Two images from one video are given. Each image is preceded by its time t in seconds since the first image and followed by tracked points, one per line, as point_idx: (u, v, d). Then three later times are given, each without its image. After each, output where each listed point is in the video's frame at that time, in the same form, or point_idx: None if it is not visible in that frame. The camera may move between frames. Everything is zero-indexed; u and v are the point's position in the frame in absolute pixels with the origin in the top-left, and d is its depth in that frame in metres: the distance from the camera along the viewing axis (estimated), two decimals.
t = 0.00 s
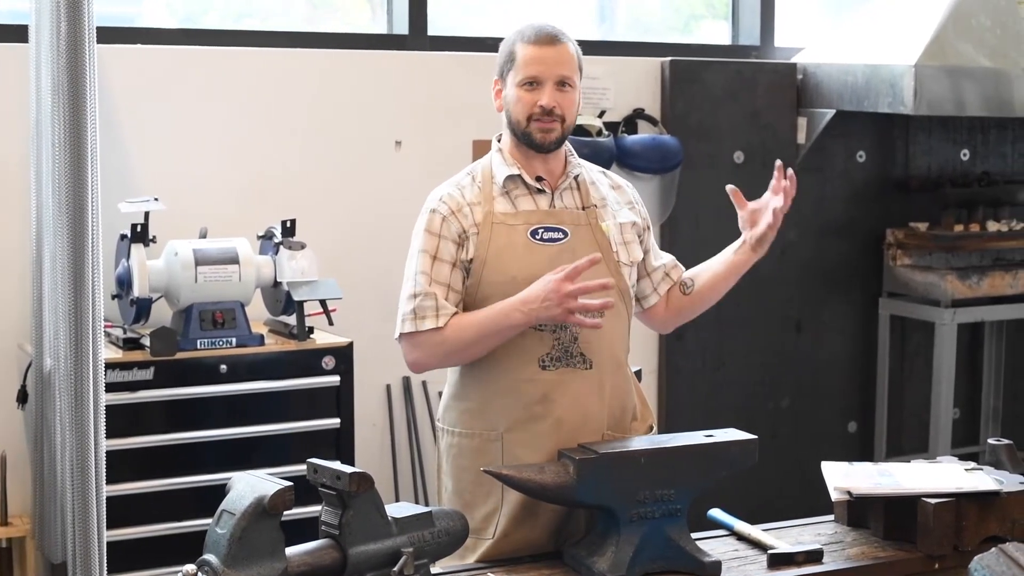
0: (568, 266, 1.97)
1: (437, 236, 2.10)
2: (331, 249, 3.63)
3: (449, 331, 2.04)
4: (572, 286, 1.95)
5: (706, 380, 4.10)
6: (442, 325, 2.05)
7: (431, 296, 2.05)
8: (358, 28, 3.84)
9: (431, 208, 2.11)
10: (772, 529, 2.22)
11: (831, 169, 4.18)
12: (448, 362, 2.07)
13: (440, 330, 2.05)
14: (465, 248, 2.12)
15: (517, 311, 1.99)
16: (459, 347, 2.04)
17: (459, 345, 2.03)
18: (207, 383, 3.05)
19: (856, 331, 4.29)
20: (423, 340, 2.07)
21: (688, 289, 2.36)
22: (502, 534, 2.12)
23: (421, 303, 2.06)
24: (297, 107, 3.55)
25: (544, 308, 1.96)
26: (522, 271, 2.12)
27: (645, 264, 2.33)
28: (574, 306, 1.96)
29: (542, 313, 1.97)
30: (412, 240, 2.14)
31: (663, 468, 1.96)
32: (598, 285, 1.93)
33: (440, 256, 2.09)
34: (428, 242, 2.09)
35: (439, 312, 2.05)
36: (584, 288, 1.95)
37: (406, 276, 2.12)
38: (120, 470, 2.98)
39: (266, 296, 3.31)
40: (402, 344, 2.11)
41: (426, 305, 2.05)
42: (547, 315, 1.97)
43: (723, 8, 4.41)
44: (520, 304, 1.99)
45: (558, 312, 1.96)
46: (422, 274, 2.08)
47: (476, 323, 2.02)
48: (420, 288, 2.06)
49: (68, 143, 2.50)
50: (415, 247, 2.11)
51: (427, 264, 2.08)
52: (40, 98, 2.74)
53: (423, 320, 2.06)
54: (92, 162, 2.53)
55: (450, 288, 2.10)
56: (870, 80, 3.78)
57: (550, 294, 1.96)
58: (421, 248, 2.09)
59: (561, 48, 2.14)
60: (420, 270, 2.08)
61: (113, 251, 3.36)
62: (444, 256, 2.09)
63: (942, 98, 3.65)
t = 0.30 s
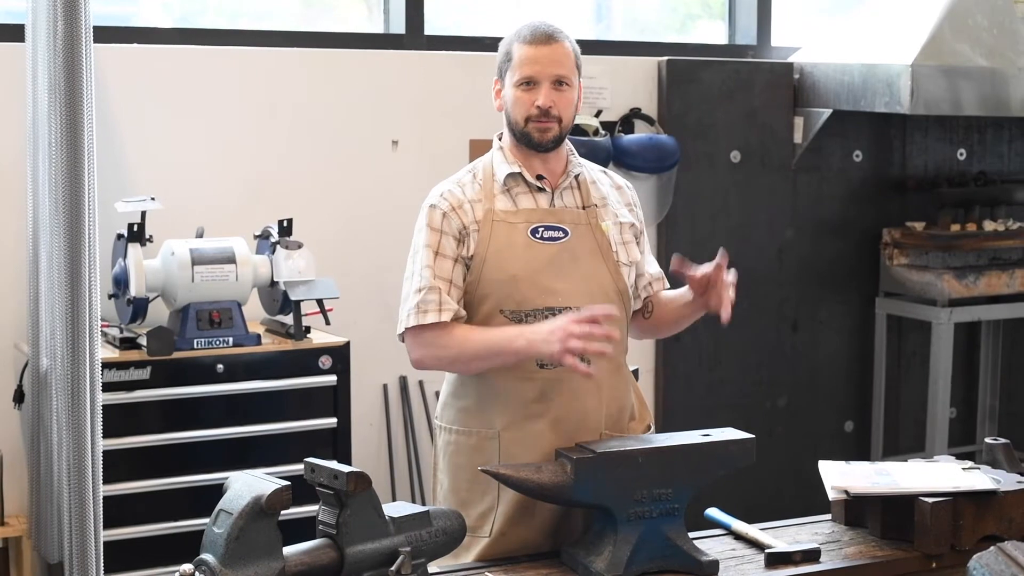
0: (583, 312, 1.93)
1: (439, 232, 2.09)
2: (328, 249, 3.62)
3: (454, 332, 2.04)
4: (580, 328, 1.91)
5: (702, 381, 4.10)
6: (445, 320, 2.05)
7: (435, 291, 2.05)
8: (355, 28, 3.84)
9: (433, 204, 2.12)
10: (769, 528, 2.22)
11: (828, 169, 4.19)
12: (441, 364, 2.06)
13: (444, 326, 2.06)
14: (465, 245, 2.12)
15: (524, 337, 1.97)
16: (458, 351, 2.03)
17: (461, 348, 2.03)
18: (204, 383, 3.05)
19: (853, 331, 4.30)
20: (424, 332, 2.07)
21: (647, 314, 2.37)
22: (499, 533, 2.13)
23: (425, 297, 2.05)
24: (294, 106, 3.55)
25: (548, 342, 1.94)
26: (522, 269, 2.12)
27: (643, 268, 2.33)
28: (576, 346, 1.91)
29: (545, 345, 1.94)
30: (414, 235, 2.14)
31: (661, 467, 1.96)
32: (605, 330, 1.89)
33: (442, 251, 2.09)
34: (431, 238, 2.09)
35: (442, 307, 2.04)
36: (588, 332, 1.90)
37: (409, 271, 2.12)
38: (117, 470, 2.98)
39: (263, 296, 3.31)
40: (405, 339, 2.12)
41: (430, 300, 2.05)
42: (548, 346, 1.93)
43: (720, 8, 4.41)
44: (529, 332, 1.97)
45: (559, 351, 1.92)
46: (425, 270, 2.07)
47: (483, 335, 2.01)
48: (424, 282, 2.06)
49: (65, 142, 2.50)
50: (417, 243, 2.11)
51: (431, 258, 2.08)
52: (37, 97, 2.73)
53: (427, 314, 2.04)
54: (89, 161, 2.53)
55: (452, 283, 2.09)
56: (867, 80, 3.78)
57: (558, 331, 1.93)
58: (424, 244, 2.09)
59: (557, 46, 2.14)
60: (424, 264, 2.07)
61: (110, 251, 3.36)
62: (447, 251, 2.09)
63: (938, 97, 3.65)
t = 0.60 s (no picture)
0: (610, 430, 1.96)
1: (439, 233, 2.10)
2: (324, 249, 3.62)
3: (474, 365, 2.06)
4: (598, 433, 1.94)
5: (699, 381, 4.11)
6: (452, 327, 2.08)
7: (438, 296, 2.07)
8: (352, 28, 3.84)
9: (431, 205, 2.12)
10: (767, 528, 2.22)
11: (825, 169, 4.19)
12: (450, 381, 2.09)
13: (461, 346, 2.09)
14: (464, 246, 2.12)
15: (547, 413, 2.00)
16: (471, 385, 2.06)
17: (477, 384, 2.05)
18: (201, 383, 3.05)
19: (849, 331, 4.30)
20: (440, 340, 2.09)
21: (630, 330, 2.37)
22: (497, 533, 2.13)
23: (427, 301, 2.07)
24: (291, 106, 3.55)
25: (567, 428, 1.97)
26: (519, 270, 2.11)
27: (639, 268, 2.34)
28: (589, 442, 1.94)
29: (562, 429, 1.97)
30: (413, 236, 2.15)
31: (657, 468, 1.97)
32: (618, 450, 1.93)
33: (444, 252, 2.10)
34: (432, 239, 2.10)
35: (443, 312, 2.07)
36: (601, 444, 1.93)
37: (408, 271, 2.13)
38: (113, 470, 2.97)
39: (260, 296, 3.31)
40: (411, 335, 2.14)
41: (432, 303, 2.07)
42: (563, 431, 1.97)
43: (716, 8, 4.41)
44: (551, 410, 2.01)
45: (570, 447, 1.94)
46: (426, 272, 2.08)
47: (502, 386, 2.04)
48: (427, 285, 2.08)
49: (62, 142, 2.50)
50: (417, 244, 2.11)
51: (433, 260, 2.09)
52: (34, 97, 2.73)
53: (428, 318, 2.07)
54: (87, 161, 2.53)
55: (457, 284, 2.10)
56: (863, 80, 3.79)
57: (581, 427, 1.96)
58: (425, 246, 2.09)
59: (557, 43, 2.15)
60: (426, 267, 2.08)
61: (107, 251, 3.36)
62: (448, 252, 2.10)
63: (935, 97, 3.66)
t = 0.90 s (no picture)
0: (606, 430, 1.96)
1: (433, 235, 2.10)
2: (321, 249, 3.62)
3: (469, 366, 2.06)
4: (593, 433, 1.94)
5: (695, 381, 4.11)
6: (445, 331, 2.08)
7: (430, 298, 2.07)
8: (349, 28, 3.84)
9: (425, 207, 2.12)
10: (763, 528, 2.22)
11: (821, 169, 4.19)
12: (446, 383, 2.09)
13: (456, 348, 2.09)
14: (459, 247, 2.12)
15: (542, 414, 2.01)
16: (467, 387, 2.06)
17: (472, 386, 2.05)
18: (198, 384, 3.05)
19: (846, 331, 4.30)
20: (435, 343, 2.09)
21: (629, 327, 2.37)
22: (493, 534, 2.13)
23: (418, 303, 2.08)
24: (287, 106, 3.55)
25: (563, 428, 1.97)
26: (515, 270, 2.11)
27: (635, 266, 2.34)
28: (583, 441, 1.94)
29: (558, 429, 1.98)
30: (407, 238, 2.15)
31: (653, 468, 1.96)
32: (614, 449, 1.93)
33: (438, 255, 2.10)
34: (425, 241, 2.10)
35: (434, 316, 2.07)
36: (596, 444, 1.93)
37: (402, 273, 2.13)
38: (110, 471, 2.97)
39: (256, 296, 3.31)
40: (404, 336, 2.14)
41: (422, 306, 2.07)
42: (558, 432, 1.97)
43: (713, 8, 4.41)
44: (547, 410, 2.01)
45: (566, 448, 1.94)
46: (419, 274, 2.08)
47: (498, 387, 2.04)
48: (418, 289, 2.08)
49: (58, 142, 2.50)
50: (411, 247, 2.11)
51: (426, 263, 2.09)
52: (30, 98, 2.73)
53: (419, 320, 2.07)
54: (83, 162, 2.53)
55: (451, 286, 2.11)
56: (860, 80, 3.79)
57: (577, 427, 1.96)
58: (419, 248, 2.09)
59: (555, 47, 2.15)
60: (419, 269, 2.08)
61: (103, 252, 3.36)
62: (442, 254, 2.10)
63: (931, 97, 3.66)
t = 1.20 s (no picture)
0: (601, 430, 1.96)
1: (428, 235, 2.10)
2: (316, 249, 3.62)
3: (464, 367, 2.06)
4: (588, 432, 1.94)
5: (691, 380, 4.11)
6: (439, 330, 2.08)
7: (424, 299, 2.07)
8: (345, 28, 3.84)
9: (419, 208, 2.12)
10: (758, 527, 2.22)
11: (817, 169, 4.19)
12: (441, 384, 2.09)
13: (451, 349, 2.09)
14: (454, 247, 2.12)
15: (537, 413, 2.00)
16: (462, 387, 2.06)
17: (467, 387, 2.05)
18: (193, 383, 3.04)
19: (842, 330, 4.30)
20: (429, 344, 2.09)
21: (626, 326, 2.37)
22: (488, 534, 2.13)
23: (413, 304, 2.07)
24: (282, 106, 3.55)
25: (558, 428, 1.97)
26: (509, 270, 2.11)
27: (631, 266, 2.34)
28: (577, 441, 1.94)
29: (553, 429, 1.98)
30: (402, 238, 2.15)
31: (647, 467, 1.96)
32: (609, 448, 1.93)
33: (432, 255, 2.10)
34: (420, 242, 2.10)
35: (429, 316, 2.06)
36: (590, 444, 1.93)
37: (397, 274, 2.13)
38: (105, 470, 2.97)
39: (251, 296, 3.31)
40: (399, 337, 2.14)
41: (417, 306, 2.07)
42: (554, 432, 1.97)
43: (709, 8, 4.41)
44: (541, 410, 2.01)
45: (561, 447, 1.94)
46: (414, 275, 2.08)
47: (492, 386, 2.04)
48: (413, 289, 2.08)
49: (53, 142, 2.50)
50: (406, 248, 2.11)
51: (421, 263, 2.09)
52: (26, 97, 2.73)
53: (414, 321, 2.07)
54: (78, 162, 2.53)
55: (446, 287, 2.11)
56: (856, 79, 3.79)
57: (572, 426, 1.96)
58: (413, 248, 2.10)
59: (547, 46, 2.15)
60: (414, 270, 2.08)
61: (98, 251, 3.36)
62: (436, 254, 2.10)
63: (927, 97, 3.66)
